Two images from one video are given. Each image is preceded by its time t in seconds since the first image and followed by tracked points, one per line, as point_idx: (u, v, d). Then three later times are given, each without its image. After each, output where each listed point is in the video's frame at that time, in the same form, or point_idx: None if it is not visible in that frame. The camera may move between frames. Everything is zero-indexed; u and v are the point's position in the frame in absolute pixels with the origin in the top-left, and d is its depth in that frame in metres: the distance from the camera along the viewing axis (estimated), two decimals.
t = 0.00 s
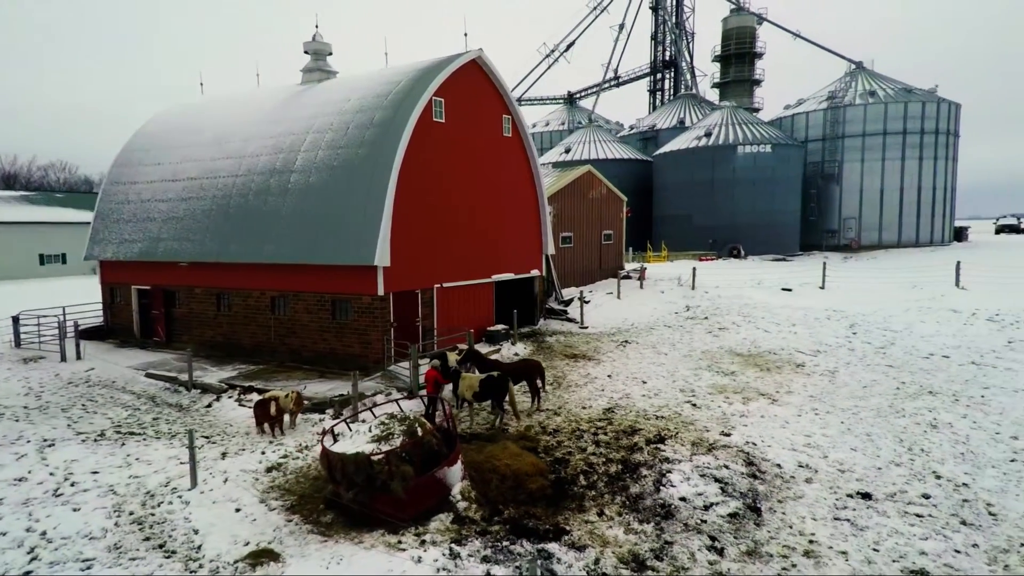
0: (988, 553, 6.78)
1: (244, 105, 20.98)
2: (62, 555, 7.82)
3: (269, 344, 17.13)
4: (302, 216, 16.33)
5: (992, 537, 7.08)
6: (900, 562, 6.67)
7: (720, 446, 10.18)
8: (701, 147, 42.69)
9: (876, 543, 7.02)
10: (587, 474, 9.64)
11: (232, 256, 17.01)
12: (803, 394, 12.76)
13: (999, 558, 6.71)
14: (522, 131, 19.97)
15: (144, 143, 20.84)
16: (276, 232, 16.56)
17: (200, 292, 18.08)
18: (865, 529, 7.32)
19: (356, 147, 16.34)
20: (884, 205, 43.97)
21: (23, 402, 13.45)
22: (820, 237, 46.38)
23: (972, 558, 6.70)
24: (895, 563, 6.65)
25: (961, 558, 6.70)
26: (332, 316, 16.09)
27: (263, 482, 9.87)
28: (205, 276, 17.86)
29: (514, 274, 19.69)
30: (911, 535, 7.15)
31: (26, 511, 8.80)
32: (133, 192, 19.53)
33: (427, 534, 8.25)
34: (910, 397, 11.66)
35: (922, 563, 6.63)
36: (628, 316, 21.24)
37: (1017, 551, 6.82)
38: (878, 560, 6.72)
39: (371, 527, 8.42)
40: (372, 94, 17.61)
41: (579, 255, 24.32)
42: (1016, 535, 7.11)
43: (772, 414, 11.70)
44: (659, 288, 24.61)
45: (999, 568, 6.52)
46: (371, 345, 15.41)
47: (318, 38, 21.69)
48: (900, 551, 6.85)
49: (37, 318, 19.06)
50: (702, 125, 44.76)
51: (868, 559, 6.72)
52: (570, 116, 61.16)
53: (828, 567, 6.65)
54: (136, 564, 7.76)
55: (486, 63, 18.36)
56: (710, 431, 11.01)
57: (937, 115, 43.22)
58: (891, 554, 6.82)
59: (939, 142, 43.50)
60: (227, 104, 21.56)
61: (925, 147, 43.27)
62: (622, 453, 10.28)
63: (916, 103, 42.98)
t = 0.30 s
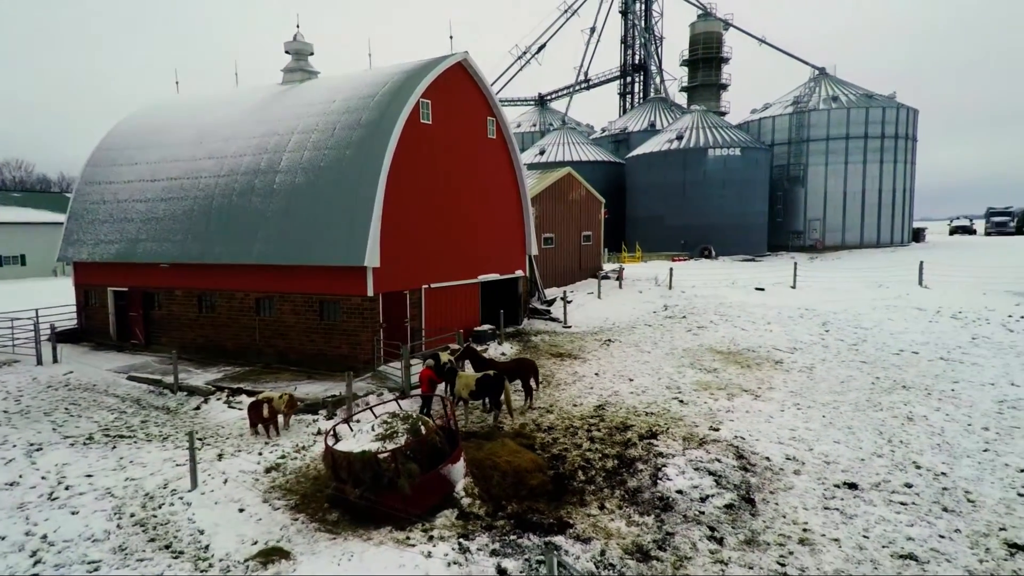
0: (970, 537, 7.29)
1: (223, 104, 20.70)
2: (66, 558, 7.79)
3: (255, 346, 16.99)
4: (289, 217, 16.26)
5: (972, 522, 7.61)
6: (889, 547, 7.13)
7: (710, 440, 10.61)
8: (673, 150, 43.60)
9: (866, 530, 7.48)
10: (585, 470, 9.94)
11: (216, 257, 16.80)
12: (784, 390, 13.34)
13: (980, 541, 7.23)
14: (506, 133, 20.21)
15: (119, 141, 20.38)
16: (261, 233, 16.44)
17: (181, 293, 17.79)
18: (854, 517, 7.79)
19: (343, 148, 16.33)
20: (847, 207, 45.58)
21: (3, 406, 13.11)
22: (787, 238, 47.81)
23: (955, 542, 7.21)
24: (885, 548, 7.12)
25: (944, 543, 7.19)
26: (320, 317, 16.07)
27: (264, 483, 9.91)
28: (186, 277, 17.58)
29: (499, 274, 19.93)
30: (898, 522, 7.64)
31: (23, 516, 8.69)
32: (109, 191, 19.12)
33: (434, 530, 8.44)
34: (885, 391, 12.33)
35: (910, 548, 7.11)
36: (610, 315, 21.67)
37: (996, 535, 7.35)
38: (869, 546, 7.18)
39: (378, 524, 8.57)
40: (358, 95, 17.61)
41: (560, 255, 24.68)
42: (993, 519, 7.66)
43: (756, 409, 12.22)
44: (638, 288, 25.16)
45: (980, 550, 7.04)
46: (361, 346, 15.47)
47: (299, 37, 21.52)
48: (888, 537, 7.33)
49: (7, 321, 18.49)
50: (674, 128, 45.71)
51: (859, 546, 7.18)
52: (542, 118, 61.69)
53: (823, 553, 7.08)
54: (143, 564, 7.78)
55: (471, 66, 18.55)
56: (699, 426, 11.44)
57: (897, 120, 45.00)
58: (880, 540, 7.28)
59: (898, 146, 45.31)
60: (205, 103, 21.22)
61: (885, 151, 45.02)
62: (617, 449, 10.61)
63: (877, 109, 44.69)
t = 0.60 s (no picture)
0: (950, 524, 7.82)
1: (201, 103, 20.37)
2: (69, 561, 7.77)
3: (238, 349, 16.79)
4: (274, 218, 16.16)
5: (950, 510, 8.15)
6: (876, 535, 7.61)
7: (699, 436, 11.03)
8: (645, 154, 44.42)
9: (853, 519, 7.96)
10: (580, 466, 10.22)
11: (198, 259, 16.55)
12: (765, 387, 13.90)
13: (959, 527, 7.76)
14: (489, 135, 20.43)
15: (92, 140, 19.88)
16: (246, 233, 16.29)
17: (160, 296, 17.46)
18: (841, 507, 8.27)
19: (329, 149, 16.31)
20: (811, 210, 47.15)
21: None
22: (753, 240, 49.12)
23: (936, 529, 7.73)
24: (872, 536, 7.60)
25: (927, 530, 7.70)
26: (306, 318, 16.01)
27: (262, 484, 9.91)
28: (165, 279, 17.25)
29: (483, 275, 20.13)
30: (882, 511, 8.14)
31: (17, 522, 8.58)
32: (83, 192, 18.66)
33: (439, 527, 8.59)
34: (859, 386, 13.01)
35: (895, 535, 7.59)
36: (590, 315, 22.08)
37: (973, 521, 7.90)
38: (857, 534, 7.65)
39: (383, 522, 8.68)
40: (343, 96, 17.58)
41: (540, 257, 24.97)
42: (969, 506, 8.22)
43: (739, 406, 12.72)
44: (616, 289, 25.67)
45: (959, 536, 7.57)
46: (348, 347, 15.47)
47: (278, 37, 21.32)
48: (874, 525, 7.81)
49: None
50: (646, 132, 46.58)
51: (848, 534, 7.64)
52: (514, 120, 62.07)
53: (815, 542, 7.52)
54: (149, 566, 7.79)
55: (455, 69, 18.72)
56: (687, 422, 11.87)
57: (856, 126, 46.86)
58: (867, 528, 7.76)
59: (859, 151, 47.11)
60: (182, 102, 20.84)
61: (847, 155, 46.76)
62: (610, 445, 10.93)
63: (838, 114, 46.40)
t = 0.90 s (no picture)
0: (931, 512, 8.36)
1: (178, 103, 20.04)
2: (72, 565, 7.76)
3: (221, 352, 16.61)
4: (259, 220, 16.04)
5: (930, 498, 8.70)
6: (862, 523, 8.09)
7: (688, 432, 11.44)
8: (619, 156, 45.14)
9: (840, 509, 8.44)
10: (576, 462, 10.50)
11: (180, 261, 16.31)
12: (746, 384, 14.44)
13: (940, 515, 8.30)
14: (472, 137, 20.61)
15: (64, 140, 19.38)
16: (230, 235, 16.14)
17: (139, 298, 17.14)
18: (828, 498, 8.75)
19: (314, 150, 16.27)
20: (778, 211, 48.54)
21: None
22: (722, 240, 50.19)
23: (918, 516, 8.25)
24: (859, 524, 8.08)
25: (910, 518, 8.22)
26: (292, 320, 15.94)
27: (262, 486, 9.94)
28: (145, 282, 16.93)
29: (467, 276, 20.31)
30: (867, 501, 8.64)
31: (14, 530, 8.46)
32: (56, 192, 18.19)
33: (443, 524, 8.76)
34: (836, 382, 13.67)
35: (880, 523, 8.09)
36: (571, 315, 22.45)
37: (952, 509, 8.45)
38: (845, 522, 8.12)
39: (387, 520, 8.81)
40: (328, 97, 17.54)
41: (521, 257, 25.26)
42: (947, 495, 8.78)
43: (723, 402, 13.21)
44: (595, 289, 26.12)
45: (940, 523, 8.10)
46: (336, 349, 15.46)
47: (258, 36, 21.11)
48: (860, 514, 8.30)
49: None
50: (619, 134, 47.34)
51: (837, 523, 8.11)
52: (487, 121, 62.25)
53: (806, 531, 7.96)
54: (155, 569, 7.80)
55: (439, 71, 18.85)
56: (675, 419, 12.28)
57: (820, 130, 48.44)
58: (854, 517, 8.24)
59: (823, 154, 48.70)
60: (158, 101, 20.47)
61: (811, 158, 48.30)
62: (602, 442, 11.25)
63: (803, 118, 47.89)
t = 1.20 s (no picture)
0: (911, 501, 8.90)
1: (153, 102, 19.62)
2: (74, 570, 7.72)
3: (204, 354, 16.38)
4: (243, 221, 15.90)
5: (909, 488, 9.25)
6: (848, 513, 8.58)
7: (675, 428, 11.82)
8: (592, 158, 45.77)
9: (827, 500, 8.91)
10: (570, 459, 10.77)
11: (160, 263, 16.05)
12: (727, 381, 14.95)
13: (919, 503, 8.84)
14: (455, 139, 20.75)
15: (33, 138, 18.83)
16: (213, 236, 15.95)
17: (117, 300, 16.78)
18: (814, 489, 9.23)
19: (299, 151, 16.19)
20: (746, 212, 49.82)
21: None
22: (692, 242, 51.65)
23: (899, 505, 8.78)
24: (845, 514, 8.56)
25: (892, 507, 8.74)
26: (278, 322, 15.83)
27: (259, 487, 9.95)
28: (123, 283, 16.59)
29: (450, 277, 20.45)
30: (851, 491, 9.15)
31: (9, 538, 8.33)
32: (27, 192, 17.68)
33: (446, 521, 8.92)
34: (812, 378, 14.30)
35: (865, 512, 8.58)
36: (553, 315, 22.76)
37: (930, 497, 9.01)
38: (832, 512, 8.59)
39: (390, 519, 8.92)
40: (311, 98, 17.45)
41: (502, 258, 25.48)
42: (924, 485, 9.35)
43: (707, 399, 13.67)
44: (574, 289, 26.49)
45: (920, 511, 8.64)
46: (323, 350, 15.41)
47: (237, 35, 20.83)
48: (845, 504, 8.79)
49: None
50: (592, 137, 47.99)
51: (824, 513, 8.57)
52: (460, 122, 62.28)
53: (796, 521, 8.40)
54: (160, 571, 7.81)
55: (423, 73, 18.96)
56: (662, 416, 12.67)
57: (786, 134, 49.76)
58: (840, 507, 8.72)
59: (788, 157, 50.14)
60: (133, 99, 20.03)
61: (777, 161, 49.69)
62: (594, 439, 11.54)
63: (769, 122, 49.23)
